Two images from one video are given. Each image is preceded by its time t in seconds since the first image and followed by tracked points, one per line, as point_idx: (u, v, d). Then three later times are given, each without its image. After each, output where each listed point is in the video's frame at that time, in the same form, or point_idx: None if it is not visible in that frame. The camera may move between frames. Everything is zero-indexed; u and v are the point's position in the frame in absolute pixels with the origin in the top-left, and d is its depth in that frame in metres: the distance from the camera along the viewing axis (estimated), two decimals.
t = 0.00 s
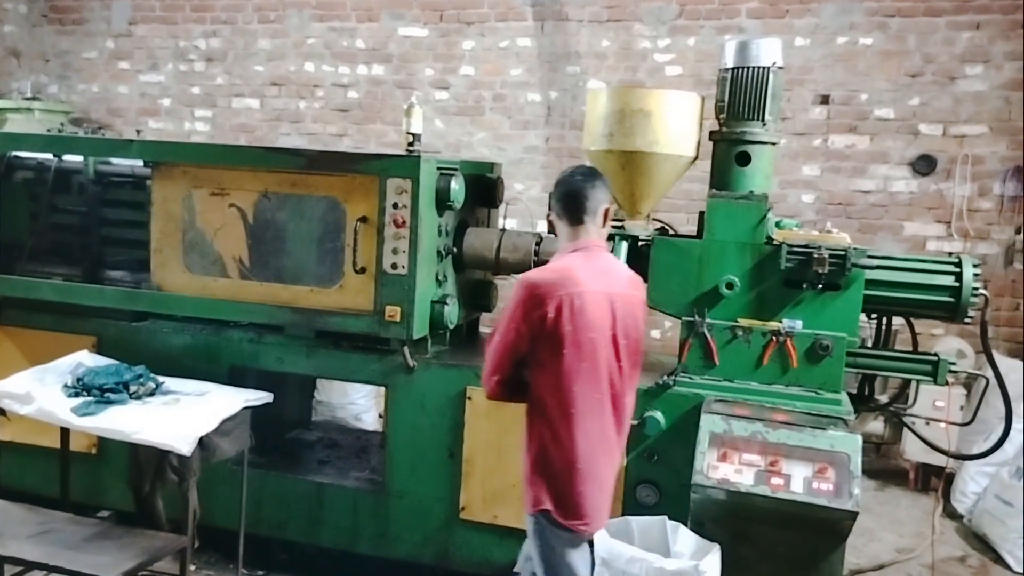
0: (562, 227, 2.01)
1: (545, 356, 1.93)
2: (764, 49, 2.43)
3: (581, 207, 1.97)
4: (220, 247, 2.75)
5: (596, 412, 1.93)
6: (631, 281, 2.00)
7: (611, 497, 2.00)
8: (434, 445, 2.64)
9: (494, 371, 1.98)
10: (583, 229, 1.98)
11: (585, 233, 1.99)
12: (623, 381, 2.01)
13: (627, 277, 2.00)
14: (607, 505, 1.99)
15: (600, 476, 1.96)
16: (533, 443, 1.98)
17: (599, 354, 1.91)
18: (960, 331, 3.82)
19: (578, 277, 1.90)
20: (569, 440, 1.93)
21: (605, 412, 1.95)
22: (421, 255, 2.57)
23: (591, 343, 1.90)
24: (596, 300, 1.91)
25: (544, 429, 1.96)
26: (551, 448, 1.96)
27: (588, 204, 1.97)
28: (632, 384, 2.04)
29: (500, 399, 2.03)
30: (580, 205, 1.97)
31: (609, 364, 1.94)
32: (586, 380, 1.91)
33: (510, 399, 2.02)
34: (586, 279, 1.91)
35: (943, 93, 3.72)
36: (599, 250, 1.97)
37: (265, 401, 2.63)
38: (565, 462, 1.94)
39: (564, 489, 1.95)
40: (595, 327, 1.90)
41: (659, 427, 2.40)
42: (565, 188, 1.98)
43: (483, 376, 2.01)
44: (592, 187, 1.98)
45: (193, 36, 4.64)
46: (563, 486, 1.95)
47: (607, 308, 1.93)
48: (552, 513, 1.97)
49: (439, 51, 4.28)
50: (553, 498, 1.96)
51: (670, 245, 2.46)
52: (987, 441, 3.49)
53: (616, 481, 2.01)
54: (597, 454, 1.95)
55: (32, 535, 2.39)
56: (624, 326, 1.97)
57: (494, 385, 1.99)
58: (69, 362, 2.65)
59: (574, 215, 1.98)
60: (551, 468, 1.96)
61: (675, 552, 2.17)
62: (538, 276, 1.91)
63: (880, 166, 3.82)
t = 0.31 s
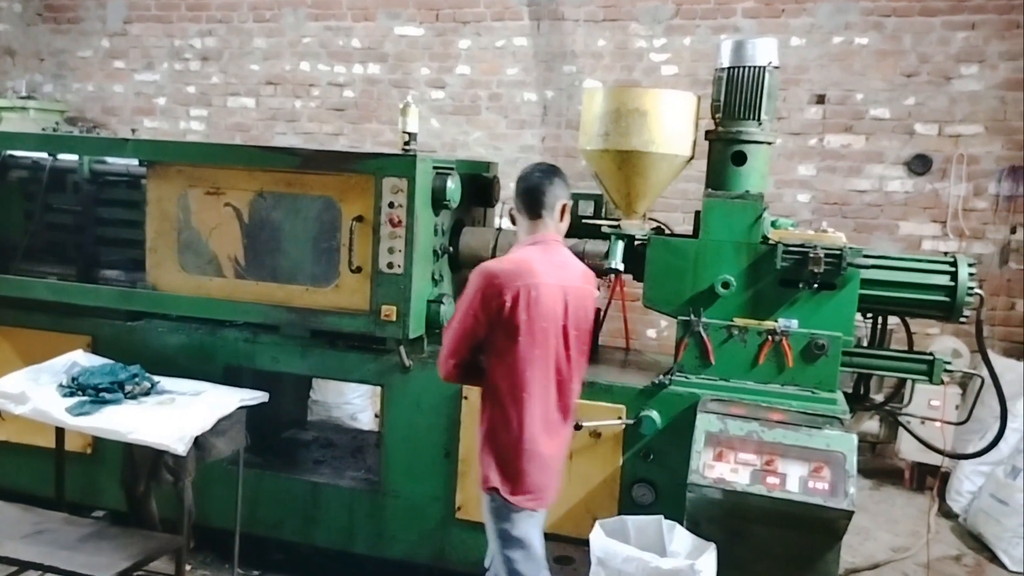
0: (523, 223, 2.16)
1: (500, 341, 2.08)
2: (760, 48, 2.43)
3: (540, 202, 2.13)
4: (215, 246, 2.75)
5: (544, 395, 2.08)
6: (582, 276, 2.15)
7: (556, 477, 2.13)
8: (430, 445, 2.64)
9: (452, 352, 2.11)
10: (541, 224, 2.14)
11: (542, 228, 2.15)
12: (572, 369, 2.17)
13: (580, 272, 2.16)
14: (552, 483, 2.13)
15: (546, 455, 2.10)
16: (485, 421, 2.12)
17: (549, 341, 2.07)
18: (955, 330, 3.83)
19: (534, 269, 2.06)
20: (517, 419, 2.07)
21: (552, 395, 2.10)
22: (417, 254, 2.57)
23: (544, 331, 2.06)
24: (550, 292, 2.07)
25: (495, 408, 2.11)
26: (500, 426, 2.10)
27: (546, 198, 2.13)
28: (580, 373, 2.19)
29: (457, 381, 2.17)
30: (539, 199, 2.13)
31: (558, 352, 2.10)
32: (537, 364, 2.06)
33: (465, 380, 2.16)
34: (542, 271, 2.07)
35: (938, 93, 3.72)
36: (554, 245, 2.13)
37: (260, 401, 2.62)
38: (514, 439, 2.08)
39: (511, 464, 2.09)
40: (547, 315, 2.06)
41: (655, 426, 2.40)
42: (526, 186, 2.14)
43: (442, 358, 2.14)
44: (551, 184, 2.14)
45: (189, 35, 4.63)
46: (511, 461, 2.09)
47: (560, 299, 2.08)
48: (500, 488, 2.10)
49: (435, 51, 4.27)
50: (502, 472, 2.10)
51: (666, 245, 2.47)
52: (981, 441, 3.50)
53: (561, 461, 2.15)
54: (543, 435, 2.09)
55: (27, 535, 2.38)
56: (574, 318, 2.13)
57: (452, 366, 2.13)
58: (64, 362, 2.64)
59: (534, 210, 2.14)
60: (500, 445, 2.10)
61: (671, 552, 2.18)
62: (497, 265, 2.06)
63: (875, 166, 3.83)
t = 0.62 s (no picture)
0: (484, 213, 2.25)
1: (469, 325, 2.14)
2: (754, 48, 2.43)
3: (502, 196, 2.21)
4: (209, 245, 2.74)
5: (508, 376, 2.17)
6: (542, 265, 2.25)
7: (517, 454, 2.23)
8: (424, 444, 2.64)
9: (422, 334, 2.15)
10: (503, 215, 2.23)
11: (504, 218, 2.23)
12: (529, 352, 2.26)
13: (539, 261, 2.25)
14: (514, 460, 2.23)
15: (509, 433, 2.19)
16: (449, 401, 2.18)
17: (515, 326, 2.15)
18: (948, 330, 3.84)
19: (503, 256, 2.13)
20: (482, 398, 2.15)
21: (515, 377, 2.19)
22: (411, 253, 2.57)
23: (510, 316, 2.14)
24: (516, 279, 2.15)
25: (459, 388, 2.17)
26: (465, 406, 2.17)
27: (508, 192, 2.21)
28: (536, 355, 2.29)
29: (422, 362, 2.21)
30: (502, 193, 2.21)
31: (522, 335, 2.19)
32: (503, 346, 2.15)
33: (430, 361, 2.21)
34: (510, 259, 2.15)
35: (931, 93, 3.74)
36: (517, 235, 2.22)
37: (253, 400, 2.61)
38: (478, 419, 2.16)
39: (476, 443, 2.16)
40: (515, 301, 2.14)
41: (649, 425, 2.40)
42: (489, 178, 2.20)
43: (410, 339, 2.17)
44: (514, 176, 2.21)
45: (183, 33, 4.62)
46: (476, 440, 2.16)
47: (525, 285, 2.18)
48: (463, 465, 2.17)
49: (430, 50, 4.27)
50: (466, 450, 2.16)
51: (659, 245, 2.47)
52: (975, 440, 3.52)
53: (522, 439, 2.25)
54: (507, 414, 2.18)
55: (20, 534, 2.38)
56: (535, 303, 2.23)
57: (421, 347, 2.17)
58: (57, 361, 2.64)
59: (496, 204, 2.22)
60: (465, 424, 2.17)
61: (664, 552, 2.19)
62: (467, 251, 2.12)
63: (869, 166, 3.84)
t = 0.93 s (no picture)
0: (462, 214, 2.24)
1: (446, 321, 2.16)
2: (754, 51, 2.44)
3: (479, 197, 2.20)
4: (209, 247, 2.75)
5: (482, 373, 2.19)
6: (519, 263, 2.26)
7: (492, 448, 2.25)
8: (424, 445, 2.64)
9: (400, 330, 2.16)
10: (481, 217, 2.21)
11: (482, 218, 2.22)
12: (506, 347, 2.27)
13: (517, 259, 2.26)
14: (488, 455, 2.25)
15: (485, 427, 2.22)
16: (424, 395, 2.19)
17: (491, 321, 2.17)
18: (948, 332, 3.85)
19: (480, 253, 2.14)
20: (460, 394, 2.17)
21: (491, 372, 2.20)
22: (412, 255, 2.57)
23: (486, 312, 2.15)
24: (493, 276, 2.16)
25: (436, 383, 2.19)
26: (439, 400, 2.19)
27: (486, 194, 2.21)
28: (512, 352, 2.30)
29: (400, 357, 2.22)
30: (479, 194, 2.20)
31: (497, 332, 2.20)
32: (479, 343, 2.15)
33: (407, 355, 2.22)
34: (486, 256, 2.15)
35: (931, 96, 3.74)
36: (495, 233, 2.22)
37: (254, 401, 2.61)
38: (452, 413, 2.18)
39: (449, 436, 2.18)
40: (490, 299, 2.15)
41: (648, 427, 2.43)
42: (467, 180, 2.19)
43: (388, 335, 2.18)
44: (490, 176, 2.21)
45: (183, 35, 4.62)
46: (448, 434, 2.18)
47: (501, 283, 2.18)
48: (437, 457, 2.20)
49: (430, 52, 4.27)
50: (445, 444, 2.18)
51: (659, 247, 2.47)
52: (975, 442, 3.48)
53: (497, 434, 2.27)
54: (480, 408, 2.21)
55: (19, 535, 2.38)
56: (511, 301, 2.23)
57: (400, 343, 2.17)
58: (57, 361, 2.64)
59: (474, 205, 2.21)
60: (438, 418, 2.19)
61: (663, 552, 2.20)
62: (445, 249, 2.13)
63: (868, 168, 3.84)
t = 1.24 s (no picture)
0: (431, 209, 2.24)
1: (407, 315, 2.18)
2: (760, 48, 2.43)
3: (449, 193, 2.20)
4: (214, 244, 2.75)
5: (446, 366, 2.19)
6: (486, 256, 2.25)
7: (463, 443, 2.23)
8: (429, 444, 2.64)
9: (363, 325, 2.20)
10: (449, 213, 2.22)
11: (449, 215, 2.23)
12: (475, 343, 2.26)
13: (484, 253, 2.26)
14: (459, 449, 2.23)
15: (452, 421, 2.20)
16: (390, 389, 2.22)
17: (451, 315, 2.17)
18: (953, 331, 3.83)
19: (437, 247, 2.16)
20: (422, 386, 2.18)
21: (455, 366, 2.20)
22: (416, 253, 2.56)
23: (445, 305, 2.16)
24: (452, 271, 2.17)
25: (401, 376, 2.21)
26: (405, 393, 2.20)
27: (456, 191, 2.21)
28: (483, 347, 2.30)
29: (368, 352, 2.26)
30: (449, 190, 2.20)
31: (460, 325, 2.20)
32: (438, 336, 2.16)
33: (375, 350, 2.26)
34: (445, 251, 2.16)
35: (937, 94, 3.73)
36: (459, 229, 2.22)
37: (258, 399, 2.60)
38: (416, 405, 2.19)
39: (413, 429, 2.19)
40: (448, 291, 2.16)
41: (654, 426, 2.40)
42: (439, 176, 2.19)
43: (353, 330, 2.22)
44: (460, 172, 2.21)
45: (188, 32, 4.62)
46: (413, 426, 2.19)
47: (462, 275, 2.19)
48: (404, 449, 2.21)
49: (434, 49, 4.27)
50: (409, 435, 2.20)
51: (665, 245, 2.47)
52: (979, 442, 3.52)
53: (469, 429, 2.25)
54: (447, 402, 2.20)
55: (24, 532, 2.38)
56: (477, 294, 2.23)
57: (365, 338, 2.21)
58: (61, 360, 2.64)
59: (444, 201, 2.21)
60: (403, 410, 2.21)
61: (669, 551, 2.19)
62: (403, 244, 2.16)
63: (874, 166, 3.83)
